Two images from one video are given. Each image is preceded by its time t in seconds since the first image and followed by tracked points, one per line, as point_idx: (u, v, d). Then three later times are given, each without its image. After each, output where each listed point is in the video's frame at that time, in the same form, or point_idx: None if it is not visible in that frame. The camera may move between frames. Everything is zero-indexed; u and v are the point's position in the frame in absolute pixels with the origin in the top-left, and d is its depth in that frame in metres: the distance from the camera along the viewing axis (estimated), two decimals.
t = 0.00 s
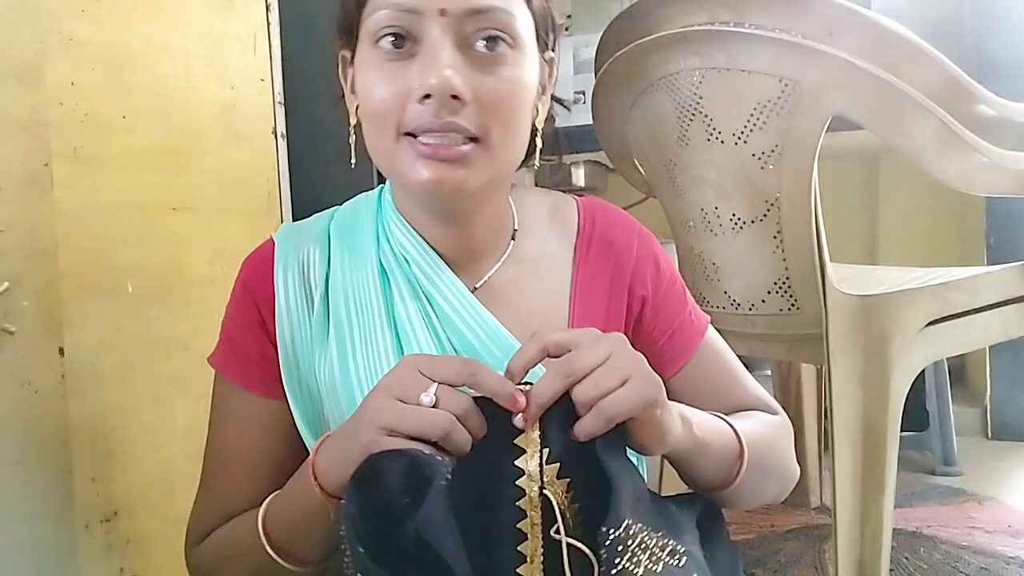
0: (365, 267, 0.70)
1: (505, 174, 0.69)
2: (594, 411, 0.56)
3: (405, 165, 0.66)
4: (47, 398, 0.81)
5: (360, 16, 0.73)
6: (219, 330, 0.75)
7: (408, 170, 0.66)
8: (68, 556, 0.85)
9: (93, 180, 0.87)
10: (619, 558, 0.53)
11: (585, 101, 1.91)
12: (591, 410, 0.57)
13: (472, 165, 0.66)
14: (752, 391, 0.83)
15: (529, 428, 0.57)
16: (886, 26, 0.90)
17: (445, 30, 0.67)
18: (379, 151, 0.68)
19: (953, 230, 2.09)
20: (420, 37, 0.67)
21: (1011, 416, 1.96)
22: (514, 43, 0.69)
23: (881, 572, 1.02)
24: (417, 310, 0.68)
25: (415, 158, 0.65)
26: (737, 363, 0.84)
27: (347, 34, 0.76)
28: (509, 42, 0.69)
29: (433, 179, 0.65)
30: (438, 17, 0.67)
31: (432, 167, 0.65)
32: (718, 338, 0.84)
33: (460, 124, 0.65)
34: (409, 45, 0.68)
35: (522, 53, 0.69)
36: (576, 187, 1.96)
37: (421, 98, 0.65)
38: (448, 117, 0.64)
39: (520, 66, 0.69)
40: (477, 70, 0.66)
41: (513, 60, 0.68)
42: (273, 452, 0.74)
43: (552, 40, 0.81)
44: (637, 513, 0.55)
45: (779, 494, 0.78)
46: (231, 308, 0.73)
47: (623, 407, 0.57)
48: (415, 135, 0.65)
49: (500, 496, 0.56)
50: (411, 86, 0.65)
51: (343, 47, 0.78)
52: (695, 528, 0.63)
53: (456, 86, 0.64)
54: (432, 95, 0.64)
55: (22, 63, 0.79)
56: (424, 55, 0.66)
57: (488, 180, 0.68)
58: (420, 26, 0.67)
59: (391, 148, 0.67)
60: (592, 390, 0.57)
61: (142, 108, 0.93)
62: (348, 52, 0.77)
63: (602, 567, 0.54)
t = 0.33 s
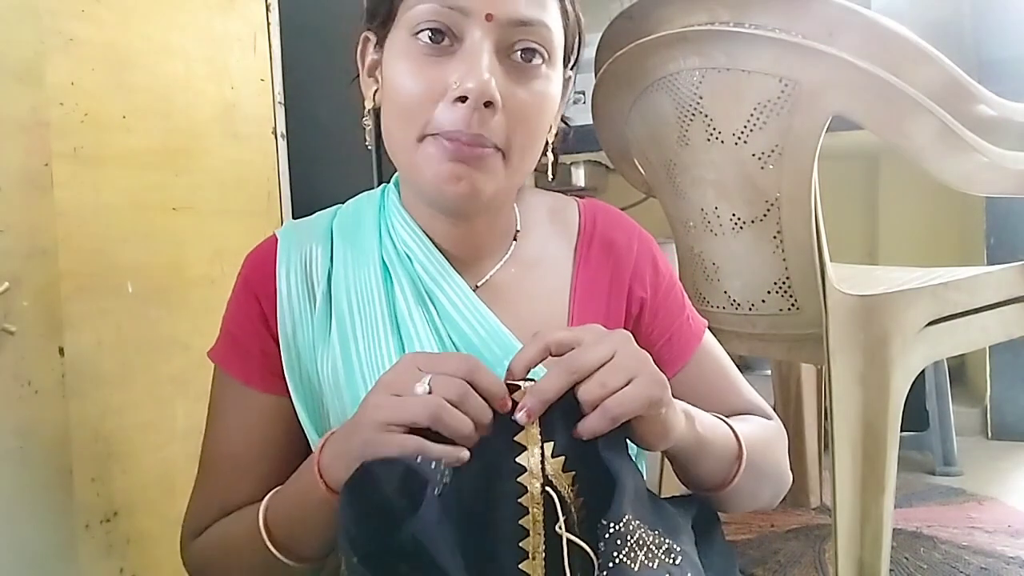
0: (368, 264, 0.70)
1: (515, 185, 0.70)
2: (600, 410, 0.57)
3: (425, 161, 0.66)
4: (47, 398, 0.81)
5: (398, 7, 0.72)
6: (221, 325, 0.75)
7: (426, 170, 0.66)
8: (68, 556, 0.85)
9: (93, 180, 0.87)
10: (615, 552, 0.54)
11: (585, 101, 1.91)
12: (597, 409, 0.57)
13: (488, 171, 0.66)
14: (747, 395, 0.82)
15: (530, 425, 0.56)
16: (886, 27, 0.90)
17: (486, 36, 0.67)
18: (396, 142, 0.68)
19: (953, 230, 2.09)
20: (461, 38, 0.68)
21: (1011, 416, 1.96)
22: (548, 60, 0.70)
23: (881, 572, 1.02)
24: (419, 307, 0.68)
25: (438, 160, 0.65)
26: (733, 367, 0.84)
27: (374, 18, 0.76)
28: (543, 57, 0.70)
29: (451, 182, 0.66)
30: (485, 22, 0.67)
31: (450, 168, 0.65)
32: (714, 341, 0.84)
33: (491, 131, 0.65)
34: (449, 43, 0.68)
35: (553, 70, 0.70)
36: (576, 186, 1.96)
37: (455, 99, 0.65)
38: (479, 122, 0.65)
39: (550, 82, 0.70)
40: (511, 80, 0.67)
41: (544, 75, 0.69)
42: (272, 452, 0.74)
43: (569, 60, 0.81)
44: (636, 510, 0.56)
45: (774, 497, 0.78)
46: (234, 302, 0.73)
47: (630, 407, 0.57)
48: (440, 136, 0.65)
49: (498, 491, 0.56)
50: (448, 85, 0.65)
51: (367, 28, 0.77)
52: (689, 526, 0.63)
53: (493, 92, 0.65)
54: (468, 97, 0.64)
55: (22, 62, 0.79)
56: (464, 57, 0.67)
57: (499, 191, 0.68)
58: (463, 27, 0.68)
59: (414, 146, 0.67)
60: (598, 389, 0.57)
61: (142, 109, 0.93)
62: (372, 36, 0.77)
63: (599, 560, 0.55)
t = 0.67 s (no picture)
0: (369, 264, 0.70)
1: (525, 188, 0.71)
2: (619, 397, 0.56)
3: (442, 173, 0.67)
4: (48, 398, 0.81)
5: (400, 12, 0.71)
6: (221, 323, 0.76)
7: (442, 178, 0.67)
8: (68, 556, 0.85)
9: (93, 180, 0.87)
10: (641, 539, 0.56)
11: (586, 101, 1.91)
12: (615, 396, 0.56)
13: (505, 179, 0.68)
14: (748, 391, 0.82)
15: (551, 416, 0.55)
16: (887, 27, 0.90)
17: (496, 47, 0.66)
18: (409, 154, 0.68)
19: (953, 230, 2.09)
20: (471, 49, 0.67)
21: (1010, 416, 1.96)
22: (552, 60, 0.70)
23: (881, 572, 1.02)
24: (420, 306, 0.68)
25: (455, 171, 0.67)
26: (732, 363, 0.84)
27: (365, 27, 0.75)
28: (549, 59, 0.69)
29: (468, 189, 0.67)
30: (494, 33, 0.66)
31: (467, 179, 0.67)
32: (714, 340, 0.84)
33: (505, 140, 0.66)
34: (456, 53, 0.67)
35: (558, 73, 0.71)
36: (576, 187, 1.96)
37: (472, 111, 0.65)
38: (495, 134, 0.65)
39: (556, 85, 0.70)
40: (521, 87, 0.67)
41: (551, 78, 0.69)
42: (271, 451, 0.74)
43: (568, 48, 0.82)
44: (655, 498, 0.58)
45: (774, 494, 0.78)
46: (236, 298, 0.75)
47: (648, 393, 0.57)
48: (455, 145, 0.66)
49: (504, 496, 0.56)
50: (462, 97, 0.65)
51: (359, 35, 0.77)
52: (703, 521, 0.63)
53: (509, 104, 0.65)
54: (485, 111, 0.64)
55: (23, 61, 0.79)
56: (476, 68, 0.66)
57: (514, 194, 0.70)
58: (472, 38, 0.67)
59: (426, 156, 0.67)
60: (616, 378, 0.56)
61: (142, 108, 0.93)
62: (363, 43, 0.76)
63: (623, 548, 0.56)
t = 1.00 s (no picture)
0: (358, 268, 0.70)
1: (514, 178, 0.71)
2: (620, 404, 0.56)
3: (429, 167, 0.67)
4: (47, 399, 0.81)
5: (371, 15, 0.72)
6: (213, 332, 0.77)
7: (428, 172, 0.67)
8: (68, 556, 0.85)
9: (94, 181, 0.87)
10: (646, 544, 0.54)
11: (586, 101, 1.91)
12: (617, 403, 0.56)
13: (492, 169, 0.67)
14: (743, 385, 0.82)
15: (553, 424, 0.55)
16: (886, 27, 0.90)
17: (472, 34, 0.67)
18: (395, 152, 0.68)
19: (954, 230, 2.09)
20: (445, 39, 0.67)
21: (1011, 416, 1.96)
22: (530, 44, 0.70)
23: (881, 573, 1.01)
24: (410, 307, 0.67)
25: (440, 164, 0.66)
26: (730, 357, 0.84)
27: (341, 32, 0.76)
28: (527, 43, 0.70)
29: (458, 182, 0.66)
30: (468, 21, 0.67)
31: (455, 172, 0.66)
32: (711, 336, 0.84)
33: (490, 128, 0.66)
34: (431, 45, 0.68)
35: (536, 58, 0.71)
36: (576, 187, 1.96)
37: (453, 101, 0.65)
38: (480, 122, 0.65)
39: (535, 70, 0.70)
40: (501, 74, 0.68)
41: (530, 64, 0.70)
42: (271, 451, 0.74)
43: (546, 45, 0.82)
44: (660, 501, 0.56)
45: (773, 489, 0.78)
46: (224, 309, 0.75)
47: (649, 400, 0.57)
48: (438, 137, 0.66)
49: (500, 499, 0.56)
50: (442, 88, 0.66)
51: (334, 42, 0.78)
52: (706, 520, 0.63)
53: (490, 91, 0.65)
54: (466, 99, 0.65)
55: (23, 62, 0.79)
56: (453, 58, 0.66)
57: (504, 185, 0.69)
58: (447, 28, 0.67)
59: (413, 152, 0.67)
60: (617, 384, 0.57)
61: (142, 108, 0.93)
62: (341, 49, 0.77)
63: (630, 554, 0.55)
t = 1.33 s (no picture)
0: (353, 269, 0.70)
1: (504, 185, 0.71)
2: (580, 421, 0.59)
3: (415, 171, 0.67)
4: (47, 399, 0.81)
5: (364, 16, 0.72)
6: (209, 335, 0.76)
7: (416, 176, 0.67)
8: (68, 556, 0.85)
9: (94, 180, 0.87)
10: (612, 558, 0.54)
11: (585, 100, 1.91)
12: (577, 420, 0.59)
13: (478, 178, 0.68)
14: (744, 386, 0.82)
15: (515, 448, 0.58)
16: (886, 26, 0.90)
17: (461, 40, 0.67)
18: (382, 155, 0.68)
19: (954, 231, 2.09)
20: (435, 44, 0.68)
21: (1011, 416, 1.96)
22: (523, 54, 0.71)
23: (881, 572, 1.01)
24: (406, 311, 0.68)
25: (426, 170, 0.67)
26: (729, 357, 0.84)
27: (335, 30, 0.76)
28: (518, 52, 0.70)
29: (443, 190, 0.67)
30: (458, 27, 0.67)
31: (440, 179, 0.67)
32: (710, 335, 0.84)
33: (477, 134, 0.66)
34: (421, 49, 0.68)
35: (529, 65, 0.71)
36: (576, 187, 1.96)
37: (439, 105, 0.66)
38: (466, 128, 0.66)
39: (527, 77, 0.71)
40: (491, 80, 0.68)
41: (521, 71, 0.70)
42: (271, 451, 0.74)
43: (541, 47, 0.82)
44: (630, 513, 0.56)
45: (774, 491, 0.77)
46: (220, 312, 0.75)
47: (610, 413, 0.59)
48: (426, 143, 0.67)
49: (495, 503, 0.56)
50: (429, 93, 0.66)
51: (328, 39, 0.77)
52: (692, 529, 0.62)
53: (476, 98, 0.66)
54: (451, 105, 0.65)
55: (22, 62, 0.79)
56: (442, 63, 0.67)
57: (494, 191, 0.70)
58: (436, 34, 0.68)
59: (400, 157, 0.67)
60: (575, 401, 0.59)
61: (143, 108, 0.93)
62: (334, 47, 0.77)
63: (597, 569, 0.55)
